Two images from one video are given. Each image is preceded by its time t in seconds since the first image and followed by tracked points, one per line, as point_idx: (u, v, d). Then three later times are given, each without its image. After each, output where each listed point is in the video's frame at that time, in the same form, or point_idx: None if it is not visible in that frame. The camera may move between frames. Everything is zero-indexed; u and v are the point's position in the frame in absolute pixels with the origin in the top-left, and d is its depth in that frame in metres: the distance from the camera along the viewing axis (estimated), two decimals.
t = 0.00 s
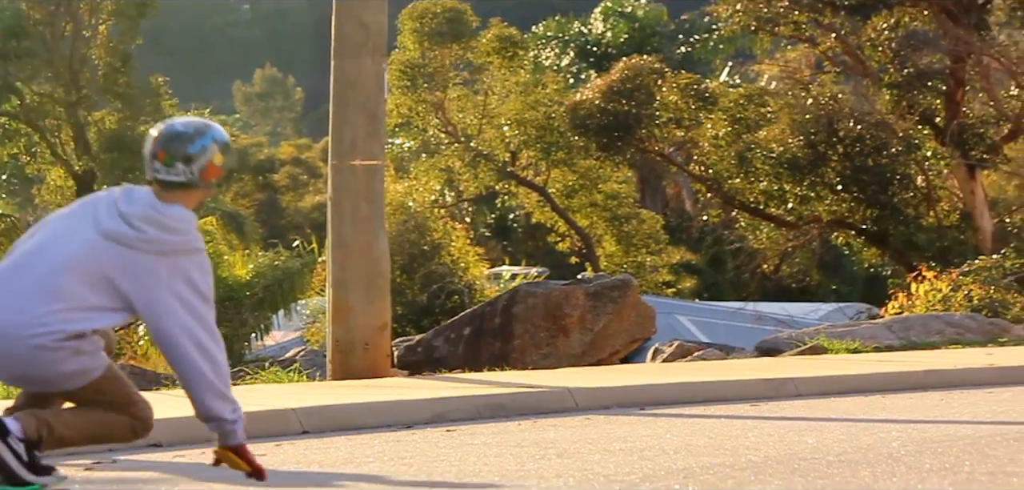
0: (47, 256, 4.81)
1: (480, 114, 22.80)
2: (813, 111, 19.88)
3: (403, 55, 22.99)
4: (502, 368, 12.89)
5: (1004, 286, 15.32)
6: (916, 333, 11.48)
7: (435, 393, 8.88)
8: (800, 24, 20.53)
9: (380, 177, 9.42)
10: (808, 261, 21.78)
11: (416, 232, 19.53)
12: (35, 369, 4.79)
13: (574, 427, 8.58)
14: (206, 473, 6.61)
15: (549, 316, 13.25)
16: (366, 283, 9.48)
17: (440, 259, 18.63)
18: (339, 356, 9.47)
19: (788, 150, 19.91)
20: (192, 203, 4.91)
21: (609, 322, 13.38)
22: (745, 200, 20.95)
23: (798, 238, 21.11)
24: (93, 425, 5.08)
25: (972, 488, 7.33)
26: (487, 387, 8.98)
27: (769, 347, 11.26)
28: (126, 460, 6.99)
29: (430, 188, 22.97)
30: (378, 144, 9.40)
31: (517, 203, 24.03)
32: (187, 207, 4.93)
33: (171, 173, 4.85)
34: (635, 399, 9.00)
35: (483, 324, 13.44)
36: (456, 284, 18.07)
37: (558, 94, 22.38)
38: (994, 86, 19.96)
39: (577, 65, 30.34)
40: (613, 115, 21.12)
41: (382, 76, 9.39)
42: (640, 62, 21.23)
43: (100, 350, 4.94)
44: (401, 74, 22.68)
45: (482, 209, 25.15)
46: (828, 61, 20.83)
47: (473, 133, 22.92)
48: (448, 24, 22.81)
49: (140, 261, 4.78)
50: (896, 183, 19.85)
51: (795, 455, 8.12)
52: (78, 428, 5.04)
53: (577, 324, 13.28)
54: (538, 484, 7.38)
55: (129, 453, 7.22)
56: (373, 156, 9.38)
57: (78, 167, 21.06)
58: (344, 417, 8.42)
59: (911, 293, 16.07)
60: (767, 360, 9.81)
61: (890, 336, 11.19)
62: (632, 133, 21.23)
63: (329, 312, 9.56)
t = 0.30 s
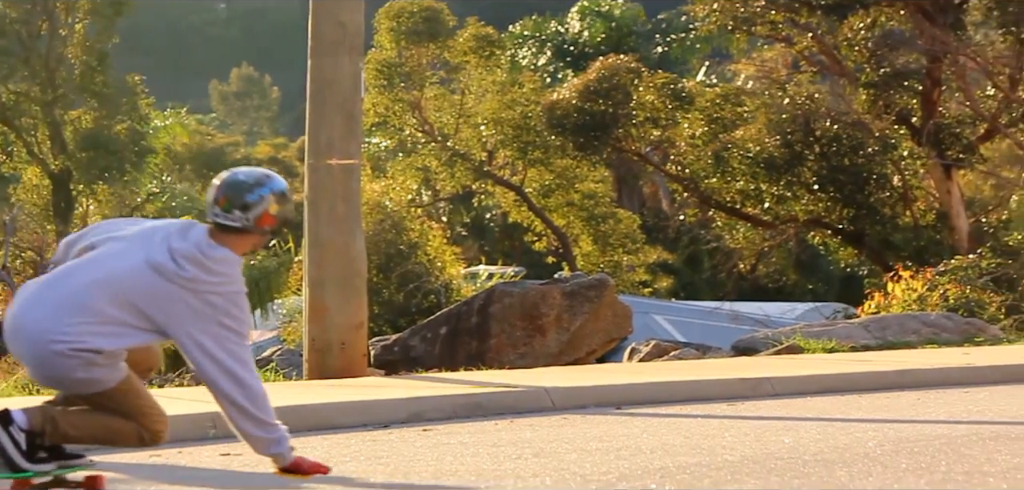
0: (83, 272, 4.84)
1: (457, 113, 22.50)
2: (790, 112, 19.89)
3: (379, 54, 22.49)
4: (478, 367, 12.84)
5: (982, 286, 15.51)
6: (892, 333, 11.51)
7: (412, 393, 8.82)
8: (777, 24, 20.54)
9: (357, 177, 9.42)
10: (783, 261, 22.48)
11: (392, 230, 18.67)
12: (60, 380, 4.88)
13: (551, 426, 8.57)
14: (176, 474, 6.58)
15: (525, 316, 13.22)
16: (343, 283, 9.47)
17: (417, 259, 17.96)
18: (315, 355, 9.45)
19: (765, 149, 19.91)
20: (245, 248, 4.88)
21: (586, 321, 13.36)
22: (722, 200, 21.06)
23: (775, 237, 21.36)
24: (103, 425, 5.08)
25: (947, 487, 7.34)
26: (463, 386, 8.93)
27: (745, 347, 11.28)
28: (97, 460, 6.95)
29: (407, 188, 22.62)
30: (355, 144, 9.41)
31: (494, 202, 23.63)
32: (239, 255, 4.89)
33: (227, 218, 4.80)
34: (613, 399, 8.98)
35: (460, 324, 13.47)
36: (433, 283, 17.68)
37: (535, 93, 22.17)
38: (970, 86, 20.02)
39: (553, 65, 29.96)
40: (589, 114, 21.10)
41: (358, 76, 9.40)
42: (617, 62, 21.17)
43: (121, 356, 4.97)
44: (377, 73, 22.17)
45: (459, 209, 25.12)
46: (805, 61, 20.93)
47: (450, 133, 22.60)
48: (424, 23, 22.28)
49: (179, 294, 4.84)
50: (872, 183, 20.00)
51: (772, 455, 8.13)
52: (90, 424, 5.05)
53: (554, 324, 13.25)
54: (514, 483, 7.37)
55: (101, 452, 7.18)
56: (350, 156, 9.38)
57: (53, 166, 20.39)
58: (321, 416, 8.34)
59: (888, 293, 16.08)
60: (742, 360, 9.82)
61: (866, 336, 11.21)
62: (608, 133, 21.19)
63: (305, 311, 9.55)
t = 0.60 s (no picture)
0: (151, 274, 5.52)
1: (433, 113, 23.00)
2: (765, 111, 20.64)
3: (356, 53, 23.01)
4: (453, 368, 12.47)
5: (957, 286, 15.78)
6: (868, 332, 11.54)
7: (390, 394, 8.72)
8: (752, 24, 21.40)
9: (333, 176, 9.18)
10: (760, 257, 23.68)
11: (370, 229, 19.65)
12: (119, 371, 5.53)
13: (527, 426, 8.56)
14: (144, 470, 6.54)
15: (501, 315, 12.89)
16: (318, 284, 9.61)
17: (393, 259, 18.96)
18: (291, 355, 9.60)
19: (740, 148, 20.67)
20: (306, 270, 5.55)
21: (561, 321, 13.04)
22: (697, 199, 21.81)
23: (749, 237, 22.08)
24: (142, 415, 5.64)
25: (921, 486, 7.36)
26: (438, 385, 8.91)
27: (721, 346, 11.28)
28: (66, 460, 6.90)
29: (382, 187, 22.94)
30: (330, 144, 9.21)
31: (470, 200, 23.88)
32: (301, 277, 5.57)
33: (294, 242, 5.49)
34: (588, 398, 8.97)
35: (435, 323, 13.12)
36: (408, 282, 18.64)
37: (511, 93, 22.81)
38: (944, 86, 20.62)
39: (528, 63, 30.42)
40: (564, 113, 21.73)
41: (334, 75, 9.25)
42: (592, 61, 21.88)
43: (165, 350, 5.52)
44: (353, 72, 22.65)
45: (435, 209, 25.14)
46: (781, 61, 21.70)
47: (427, 133, 23.07)
48: (400, 23, 22.80)
49: (235, 309, 5.51)
50: (848, 183, 20.82)
51: (748, 454, 8.14)
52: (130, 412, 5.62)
53: (529, 324, 12.92)
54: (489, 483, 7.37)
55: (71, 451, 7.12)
56: (325, 155, 9.17)
57: (28, 166, 18.88)
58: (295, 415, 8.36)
59: (864, 293, 16.17)
60: (717, 358, 9.80)
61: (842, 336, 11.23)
62: (585, 134, 21.82)
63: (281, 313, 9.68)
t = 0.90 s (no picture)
0: (235, 270, 6.00)
1: (399, 111, 24.51)
2: (731, 110, 21.11)
3: (323, 52, 24.29)
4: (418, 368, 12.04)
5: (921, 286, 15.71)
6: (833, 331, 11.58)
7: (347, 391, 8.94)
8: (718, 24, 21.26)
9: (300, 175, 9.10)
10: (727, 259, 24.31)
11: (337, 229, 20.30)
12: (199, 359, 6.02)
13: (492, 425, 8.53)
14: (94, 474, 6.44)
15: (467, 314, 12.46)
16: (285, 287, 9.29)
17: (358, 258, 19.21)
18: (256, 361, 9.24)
19: (706, 148, 21.25)
20: (380, 274, 6.01)
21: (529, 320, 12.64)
22: (663, 199, 22.56)
23: (715, 236, 22.62)
24: (212, 403, 6.13)
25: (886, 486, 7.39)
26: (403, 384, 8.85)
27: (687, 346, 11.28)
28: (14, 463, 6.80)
29: (349, 186, 25.01)
30: (295, 144, 9.12)
31: (436, 200, 25.39)
32: (374, 280, 6.04)
33: (372, 247, 5.95)
34: (556, 397, 8.96)
35: (400, 322, 12.67)
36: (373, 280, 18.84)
37: (476, 93, 24.20)
38: (909, 85, 19.91)
39: (495, 63, 30.87)
40: (530, 113, 22.91)
41: (299, 74, 9.16)
42: (559, 61, 22.98)
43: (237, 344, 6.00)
44: (319, 72, 24.00)
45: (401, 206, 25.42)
46: (747, 60, 21.69)
47: (393, 131, 24.63)
48: (367, 22, 24.17)
49: (308, 307, 5.95)
50: (813, 183, 21.44)
51: (712, 453, 8.16)
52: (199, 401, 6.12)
53: (495, 324, 12.52)
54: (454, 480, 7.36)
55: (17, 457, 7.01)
56: (291, 155, 9.08)
57: None
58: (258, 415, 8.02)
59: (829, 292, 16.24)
60: (685, 359, 9.82)
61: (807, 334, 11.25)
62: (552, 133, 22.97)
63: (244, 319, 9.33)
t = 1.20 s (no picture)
0: (298, 268, 6.37)
1: (357, 111, 23.41)
2: (689, 110, 20.62)
3: (279, 51, 23.43)
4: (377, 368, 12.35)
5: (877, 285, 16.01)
6: (789, 331, 11.70)
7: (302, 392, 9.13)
8: (675, 23, 20.60)
9: (256, 173, 9.36)
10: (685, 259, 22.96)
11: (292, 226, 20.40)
12: (264, 352, 6.41)
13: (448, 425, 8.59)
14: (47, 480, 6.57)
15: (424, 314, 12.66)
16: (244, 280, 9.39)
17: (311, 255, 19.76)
18: (214, 354, 9.30)
19: (664, 148, 20.85)
20: (435, 270, 6.43)
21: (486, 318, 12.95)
22: (621, 199, 21.85)
23: (673, 236, 22.19)
24: (279, 394, 6.54)
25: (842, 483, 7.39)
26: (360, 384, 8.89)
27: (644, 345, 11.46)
28: None
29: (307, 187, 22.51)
30: (253, 142, 9.36)
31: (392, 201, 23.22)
32: (429, 276, 6.47)
33: (427, 245, 6.39)
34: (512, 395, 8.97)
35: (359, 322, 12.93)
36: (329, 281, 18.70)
37: (434, 92, 22.97)
38: (867, 85, 19.22)
39: (454, 63, 27.87)
40: (490, 113, 21.38)
41: (258, 73, 9.38)
42: (516, 60, 21.47)
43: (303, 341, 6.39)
44: (277, 71, 23.15)
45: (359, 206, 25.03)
46: (705, 59, 20.96)
47: (350, 131, 23.43)
48: (324, 21, 23.23)
49: (365, 304, 6.32)
50: (770, 182, 21.16)
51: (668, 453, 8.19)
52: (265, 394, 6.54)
53: (452, 323, 12.73)
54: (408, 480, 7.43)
55: None
56: (249, 154, 9.33)
57: None
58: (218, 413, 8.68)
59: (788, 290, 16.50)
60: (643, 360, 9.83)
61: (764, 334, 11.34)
62: (510, 132, 21.50)
63: (202, 312, 9.41)
